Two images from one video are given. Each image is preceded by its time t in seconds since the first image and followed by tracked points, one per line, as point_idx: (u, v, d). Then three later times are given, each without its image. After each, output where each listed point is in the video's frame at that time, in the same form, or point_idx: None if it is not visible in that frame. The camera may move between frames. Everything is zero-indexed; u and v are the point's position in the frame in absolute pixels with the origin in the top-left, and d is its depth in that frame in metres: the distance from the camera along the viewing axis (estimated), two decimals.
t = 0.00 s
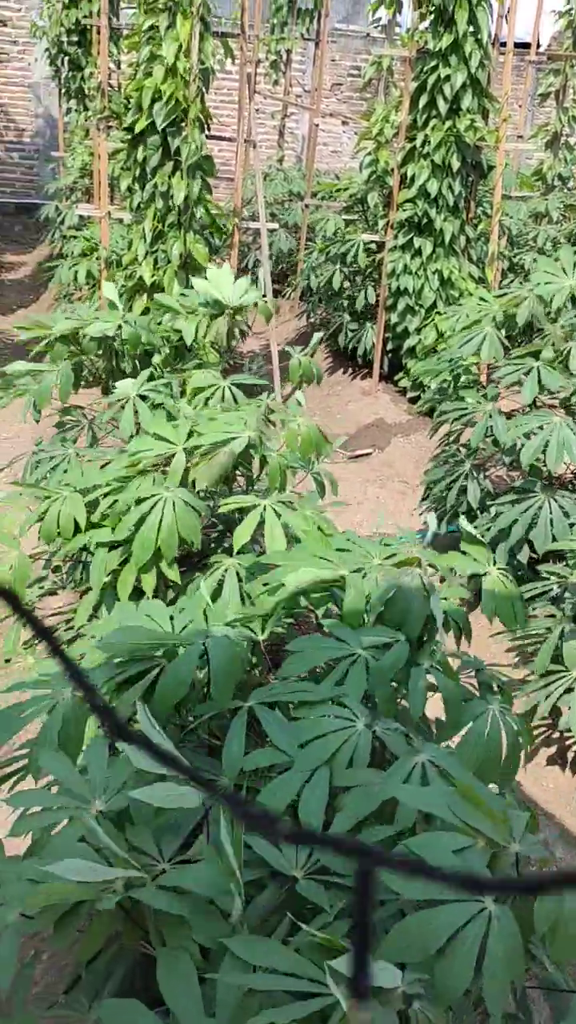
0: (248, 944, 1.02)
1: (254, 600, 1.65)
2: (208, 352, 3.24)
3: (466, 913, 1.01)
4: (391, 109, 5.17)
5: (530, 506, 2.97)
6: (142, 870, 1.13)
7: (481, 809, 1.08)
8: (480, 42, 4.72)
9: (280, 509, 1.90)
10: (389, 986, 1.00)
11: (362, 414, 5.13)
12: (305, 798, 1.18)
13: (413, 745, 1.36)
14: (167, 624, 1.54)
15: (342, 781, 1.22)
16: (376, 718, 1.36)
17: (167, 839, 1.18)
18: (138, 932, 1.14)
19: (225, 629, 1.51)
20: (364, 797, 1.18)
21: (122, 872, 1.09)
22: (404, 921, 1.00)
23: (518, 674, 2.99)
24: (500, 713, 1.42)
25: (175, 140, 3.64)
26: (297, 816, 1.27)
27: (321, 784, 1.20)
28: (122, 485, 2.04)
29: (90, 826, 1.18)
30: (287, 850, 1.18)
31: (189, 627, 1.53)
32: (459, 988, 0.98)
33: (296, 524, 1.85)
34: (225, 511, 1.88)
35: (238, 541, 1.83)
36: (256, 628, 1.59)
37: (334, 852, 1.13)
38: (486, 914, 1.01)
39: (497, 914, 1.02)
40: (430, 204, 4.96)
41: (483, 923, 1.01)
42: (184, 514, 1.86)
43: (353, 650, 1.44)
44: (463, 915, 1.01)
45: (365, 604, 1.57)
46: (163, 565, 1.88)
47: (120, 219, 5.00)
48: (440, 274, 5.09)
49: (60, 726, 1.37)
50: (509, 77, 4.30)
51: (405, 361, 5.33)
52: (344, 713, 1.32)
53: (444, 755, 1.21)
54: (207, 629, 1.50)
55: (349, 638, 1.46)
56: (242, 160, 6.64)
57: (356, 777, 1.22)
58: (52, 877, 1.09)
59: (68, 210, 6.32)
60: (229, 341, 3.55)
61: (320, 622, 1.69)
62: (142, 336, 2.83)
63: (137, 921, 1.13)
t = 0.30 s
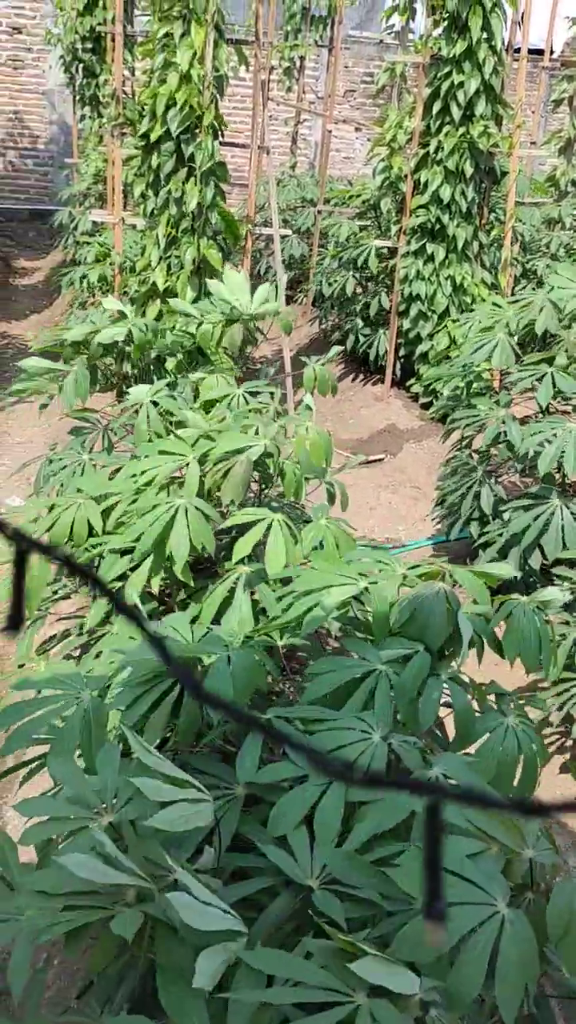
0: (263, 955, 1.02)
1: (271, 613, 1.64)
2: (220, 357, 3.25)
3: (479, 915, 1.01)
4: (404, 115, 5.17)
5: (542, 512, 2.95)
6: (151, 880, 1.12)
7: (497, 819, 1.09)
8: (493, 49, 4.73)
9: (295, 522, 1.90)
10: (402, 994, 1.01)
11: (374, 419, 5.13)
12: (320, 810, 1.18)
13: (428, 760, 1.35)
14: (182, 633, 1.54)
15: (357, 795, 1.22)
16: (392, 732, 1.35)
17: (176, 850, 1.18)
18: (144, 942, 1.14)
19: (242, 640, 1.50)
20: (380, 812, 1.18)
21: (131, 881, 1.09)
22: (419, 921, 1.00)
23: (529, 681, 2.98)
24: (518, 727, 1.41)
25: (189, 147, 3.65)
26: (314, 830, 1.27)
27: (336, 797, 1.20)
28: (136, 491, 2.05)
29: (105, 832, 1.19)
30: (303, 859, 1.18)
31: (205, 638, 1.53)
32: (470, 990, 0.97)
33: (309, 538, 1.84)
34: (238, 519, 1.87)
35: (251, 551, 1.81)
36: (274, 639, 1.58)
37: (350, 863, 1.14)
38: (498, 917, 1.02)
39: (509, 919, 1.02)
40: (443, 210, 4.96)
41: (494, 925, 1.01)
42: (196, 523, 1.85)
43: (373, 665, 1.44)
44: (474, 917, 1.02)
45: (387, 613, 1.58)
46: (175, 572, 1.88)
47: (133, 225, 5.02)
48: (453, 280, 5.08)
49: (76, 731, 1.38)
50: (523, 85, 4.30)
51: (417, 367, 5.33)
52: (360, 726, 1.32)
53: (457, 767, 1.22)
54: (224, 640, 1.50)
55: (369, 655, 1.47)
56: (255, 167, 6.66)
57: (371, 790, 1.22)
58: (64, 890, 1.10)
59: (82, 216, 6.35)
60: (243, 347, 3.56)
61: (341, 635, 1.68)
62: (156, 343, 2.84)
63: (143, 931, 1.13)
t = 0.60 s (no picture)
0: (281, 943, 1.02)
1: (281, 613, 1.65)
2: (230, 359, 3.25)
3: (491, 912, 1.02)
4: (415, 116, 5.16)
5: (552, 514, 2.94)
6: (164, 878, 1.11)
7: (513, 819, 1.08)
8: (505, 50, 4.72)
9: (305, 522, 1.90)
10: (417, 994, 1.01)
11: (384, 421, 5.13)
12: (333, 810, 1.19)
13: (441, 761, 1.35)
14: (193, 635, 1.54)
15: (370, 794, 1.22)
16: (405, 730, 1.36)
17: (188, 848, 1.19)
18: (159, 942, 1.14)
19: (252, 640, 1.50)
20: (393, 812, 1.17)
21: (145, 877, 1.08)
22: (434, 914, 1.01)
23: (539, 683, 2.97)
24: (534, 719, 1.40)
25: (200, 148, 3.66)
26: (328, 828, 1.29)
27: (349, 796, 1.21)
28: (146, 493, 2.06)
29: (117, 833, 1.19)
30: (315, 861, 1.18)
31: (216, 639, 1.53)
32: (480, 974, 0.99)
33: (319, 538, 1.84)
34: (249, 520, 1.88)
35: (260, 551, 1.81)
36: (283, 640, 1.59)
37: (363, 864, 1.13)
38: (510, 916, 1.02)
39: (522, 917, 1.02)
40: (453, 211, 4.95)
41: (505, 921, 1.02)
42: (206, 526, 1.86)
43: (383, 664, 1.43)
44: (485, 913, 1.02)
45: (396, 613, 1.58)
46: (186, 573, 1.89)
47: (144, 226, 5.04)
48: (463, 282, 5.07)
49: (92, 733, 1.39)
50: (534, 86, 4.30)
51: (426, 368, 5.33)
52: (372, 726, 1.32)
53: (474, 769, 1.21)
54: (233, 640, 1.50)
55: (377, 651, 1.45)
56: (265, 168, 6.67)
57: (385, 788, 1.22)
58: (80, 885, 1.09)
59: (92, 217, 6.38)
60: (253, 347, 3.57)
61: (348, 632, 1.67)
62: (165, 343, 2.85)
63: (160, 930, 1.13)
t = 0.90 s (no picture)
0: (298, 942, 1.02)
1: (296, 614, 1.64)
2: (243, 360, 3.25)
3: (505, 915, 1.01)
4: (427, 118, 5.15)
5: (565, 517, 2.93)
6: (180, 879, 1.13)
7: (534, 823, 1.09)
8: (518, 51, 4.72)
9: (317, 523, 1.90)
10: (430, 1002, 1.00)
11: (395, 423, 5.12)
12: (348, 815, 1.19)
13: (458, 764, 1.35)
14: (207, 634, 1.54)
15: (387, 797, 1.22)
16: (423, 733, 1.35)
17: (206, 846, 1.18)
18: (175, 938, 1.14)
19: (268, 640, 1.50)
20: (413, 815, 1.18)
21: (164, 876, 1.09)
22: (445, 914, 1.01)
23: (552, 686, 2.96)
24: (546, 722, 1.39)
25: (213, 150, 3.67)
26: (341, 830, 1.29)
27: (363, 799, 1.21)
28: (160, 495, 2.06)
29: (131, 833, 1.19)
30: (332, 864, 1.18)
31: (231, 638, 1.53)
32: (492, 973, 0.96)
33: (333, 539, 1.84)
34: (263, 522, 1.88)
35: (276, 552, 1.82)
36: (296, 641, 1.59)
37: (377, 868, 1.13)
38: (526, 919, 1.01)
39: (539, 923, 1.01)
40: (465, 212, 4.95)
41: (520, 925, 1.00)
42: (220, 526, 1.85)
43: (396, 668, 1.43)
44: (501, 916, 1.01)
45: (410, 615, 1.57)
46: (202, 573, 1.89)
47: (156, 228, 5.05)
48: (475, 284, 5.07)
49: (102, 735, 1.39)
50: (546, 87, 4.29)
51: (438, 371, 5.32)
52: (388, 728, 1.32)
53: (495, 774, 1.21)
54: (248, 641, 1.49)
55: (391, 656, 1.45)
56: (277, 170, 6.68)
57: (401, 791, 1.22)
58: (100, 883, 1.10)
59: (105, 220, 6.39)
60: (264, 349, 3.57)
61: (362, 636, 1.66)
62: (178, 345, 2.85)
63: (175, 928, 1.13)
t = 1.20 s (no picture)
0: (323, 941, 1.02)
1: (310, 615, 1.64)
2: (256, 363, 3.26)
3: (530, 923, 1.00)
4: (441, 122, 5.13)
5: None
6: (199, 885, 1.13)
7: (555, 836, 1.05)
8: (532, 54, 4.71)
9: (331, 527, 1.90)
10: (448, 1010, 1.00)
11: (409, 427, 5.11)
12: (364, 818, 1.19)
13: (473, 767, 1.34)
14: (222, 637, 1.53)
15: (402, 800, 1.22)
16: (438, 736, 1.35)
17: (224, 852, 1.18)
18: (193, 944, 1.14)
19: (285, 642, 1.50)
20: (428, 819, 1.18)
21: (182, 883, 1.10)
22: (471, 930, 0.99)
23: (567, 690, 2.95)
24: (565, 726, 1.35)
25: (227, 154, 3.67)
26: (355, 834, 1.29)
27: (377, 803, 1.21)
28: (175, 498, 2.07)
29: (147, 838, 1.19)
30: (347, 869, 1.18)
31: (248, 641, 1.52)
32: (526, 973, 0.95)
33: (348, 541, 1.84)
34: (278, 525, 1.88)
35: (289, 556, 1.82)
36: (313, 644, 1.58)
37: (392, 872, 1.12)
38: (551, 928, 1.00)
39: (562, 931, 1.00)
40: (479, 216, 4.94)
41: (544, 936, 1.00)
42: (235, 529, 1.85)
43: (411, 670, 1.42)
44: (523, 928, 1.00)
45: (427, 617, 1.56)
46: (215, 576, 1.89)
47: (170, 233, 5.06)
48: (489, 287, 5.06)
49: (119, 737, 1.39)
50: (561, 90, 4.27)
51: (452, 374, 5.32)
52: (402, 730, 1.31)
53: (509, 779, 1.21)
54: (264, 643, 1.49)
55: (407, 659, 1.44)
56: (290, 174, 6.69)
57: (416, 795, 1.22)
58: (117, 888, 1.10)
59: (118, 224, 6.42)
60: (277, 353, 3.57)
61: (376, 638, 1.65)
62: (193, 350, 2.85)
63: (193, 934, 1.13)
